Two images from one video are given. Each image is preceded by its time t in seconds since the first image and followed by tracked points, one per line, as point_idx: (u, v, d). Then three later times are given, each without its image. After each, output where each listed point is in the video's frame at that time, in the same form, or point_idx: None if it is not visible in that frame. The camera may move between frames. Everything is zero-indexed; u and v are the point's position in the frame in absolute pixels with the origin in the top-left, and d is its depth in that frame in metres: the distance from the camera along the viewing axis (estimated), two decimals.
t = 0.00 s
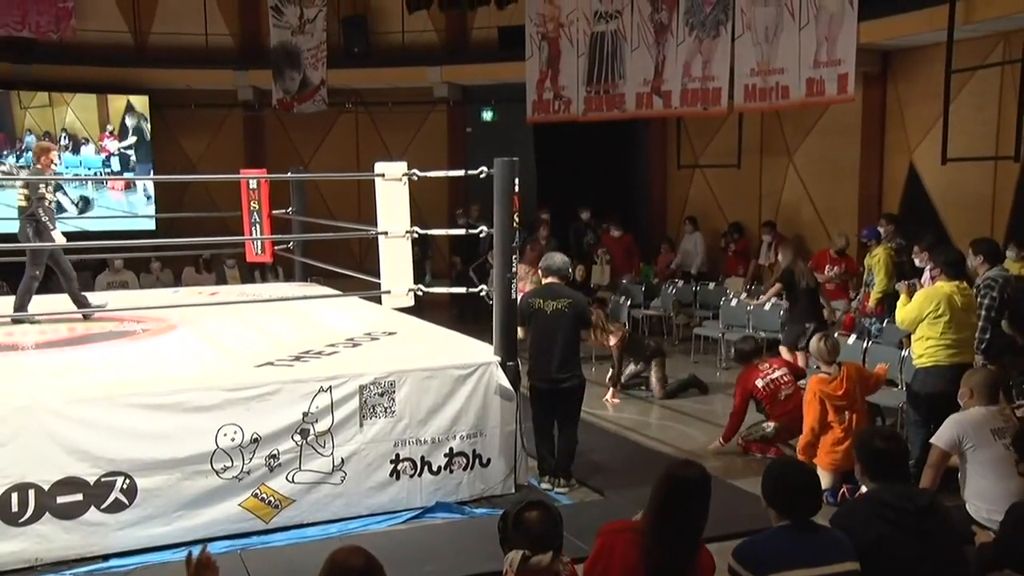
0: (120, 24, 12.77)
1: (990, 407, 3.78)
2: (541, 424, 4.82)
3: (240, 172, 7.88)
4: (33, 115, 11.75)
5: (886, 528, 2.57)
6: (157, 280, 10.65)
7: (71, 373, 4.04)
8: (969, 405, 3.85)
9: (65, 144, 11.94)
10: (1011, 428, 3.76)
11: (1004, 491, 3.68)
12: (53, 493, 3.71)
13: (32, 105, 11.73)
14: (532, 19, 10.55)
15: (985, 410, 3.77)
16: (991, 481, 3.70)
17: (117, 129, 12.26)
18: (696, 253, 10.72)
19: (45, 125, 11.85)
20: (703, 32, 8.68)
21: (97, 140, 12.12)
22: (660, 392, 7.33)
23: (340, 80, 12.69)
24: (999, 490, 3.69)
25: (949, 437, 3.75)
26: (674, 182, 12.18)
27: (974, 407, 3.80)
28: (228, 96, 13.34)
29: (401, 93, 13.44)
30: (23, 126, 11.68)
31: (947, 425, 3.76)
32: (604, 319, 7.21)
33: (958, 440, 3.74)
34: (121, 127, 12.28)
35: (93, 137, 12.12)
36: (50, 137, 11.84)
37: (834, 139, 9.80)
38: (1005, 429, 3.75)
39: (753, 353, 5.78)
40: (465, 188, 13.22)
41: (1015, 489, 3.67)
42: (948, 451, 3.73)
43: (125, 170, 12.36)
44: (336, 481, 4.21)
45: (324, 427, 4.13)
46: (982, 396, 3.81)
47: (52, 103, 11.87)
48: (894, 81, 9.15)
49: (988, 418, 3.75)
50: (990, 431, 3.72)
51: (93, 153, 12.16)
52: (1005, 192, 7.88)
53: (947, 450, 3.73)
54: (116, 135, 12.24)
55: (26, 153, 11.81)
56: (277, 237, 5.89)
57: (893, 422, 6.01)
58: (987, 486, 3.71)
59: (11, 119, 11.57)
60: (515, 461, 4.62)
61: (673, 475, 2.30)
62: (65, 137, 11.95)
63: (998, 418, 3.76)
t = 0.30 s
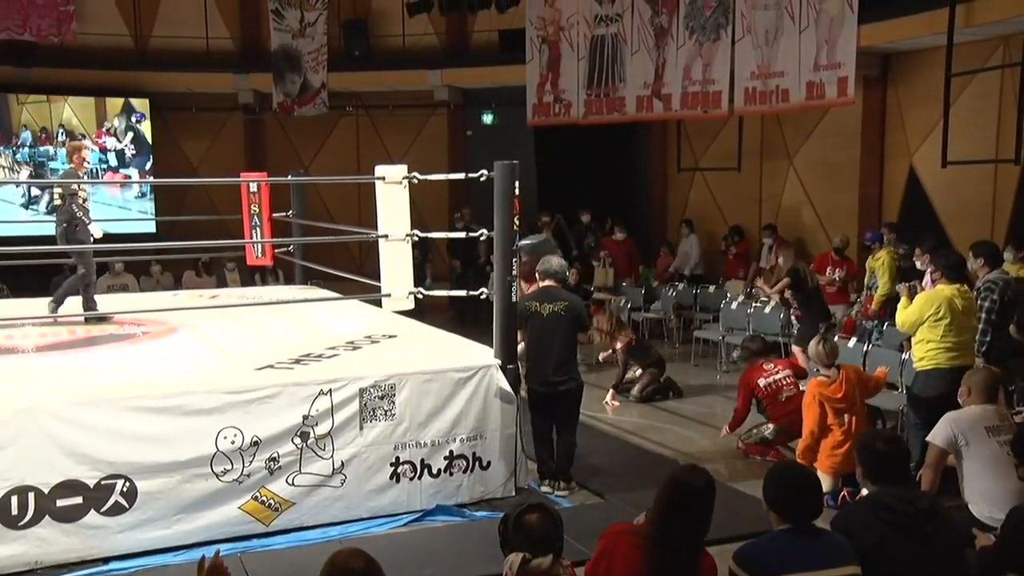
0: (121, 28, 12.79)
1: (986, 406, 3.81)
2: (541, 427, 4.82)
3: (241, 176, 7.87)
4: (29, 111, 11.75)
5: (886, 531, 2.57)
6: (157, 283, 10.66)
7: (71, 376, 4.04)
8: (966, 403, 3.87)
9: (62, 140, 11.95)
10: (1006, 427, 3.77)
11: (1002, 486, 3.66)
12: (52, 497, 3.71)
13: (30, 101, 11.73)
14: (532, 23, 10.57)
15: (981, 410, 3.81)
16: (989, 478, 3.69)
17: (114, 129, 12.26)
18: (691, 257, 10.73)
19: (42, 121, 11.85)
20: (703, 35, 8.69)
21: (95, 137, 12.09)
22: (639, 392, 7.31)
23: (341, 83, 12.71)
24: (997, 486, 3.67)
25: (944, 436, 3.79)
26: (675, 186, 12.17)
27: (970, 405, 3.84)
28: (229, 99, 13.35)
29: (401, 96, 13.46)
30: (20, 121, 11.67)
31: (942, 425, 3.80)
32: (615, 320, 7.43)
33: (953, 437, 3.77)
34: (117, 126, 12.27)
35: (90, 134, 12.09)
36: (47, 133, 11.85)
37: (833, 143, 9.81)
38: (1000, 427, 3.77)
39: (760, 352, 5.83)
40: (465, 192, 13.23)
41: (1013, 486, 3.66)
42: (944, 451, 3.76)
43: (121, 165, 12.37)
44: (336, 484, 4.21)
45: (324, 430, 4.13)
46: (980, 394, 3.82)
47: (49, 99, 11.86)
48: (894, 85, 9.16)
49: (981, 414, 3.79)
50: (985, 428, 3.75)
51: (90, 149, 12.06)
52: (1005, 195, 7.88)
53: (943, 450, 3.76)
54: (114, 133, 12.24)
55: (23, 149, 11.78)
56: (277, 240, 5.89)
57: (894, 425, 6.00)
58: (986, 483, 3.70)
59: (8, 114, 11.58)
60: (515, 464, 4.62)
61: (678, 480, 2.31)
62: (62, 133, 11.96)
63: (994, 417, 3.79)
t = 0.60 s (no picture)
0: (121, 30, 12.81)
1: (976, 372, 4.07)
2: (540, 430, 4.81)
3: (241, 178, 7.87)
4: (24, 111, 11.70)
5: (887, 534, 2.57)
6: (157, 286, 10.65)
7: (71, 379, 4.04)
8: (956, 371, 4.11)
9: (56, 140, 11.90)
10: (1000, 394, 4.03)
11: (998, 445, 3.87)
12: (52, 499, 3.71)
13: (25, 100, 11.69)
14: (532, 25, 10.58)
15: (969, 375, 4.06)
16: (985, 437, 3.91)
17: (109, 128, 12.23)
18: (681, 260, 10.74)
19: (37, 121, 11.80)
20: (703, 38, 8.70)
21: (90, 136, 12.10)
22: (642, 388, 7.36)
23: (341, 85, 12.70)
24: (991, 443, 3.89)
25: (935, 401, 4.06)
26: (675, 189, 12.17)
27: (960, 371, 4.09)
28: (229, 101, 13.35)
29: (402, 98, 13.46)
30: (14, 121, 11.62)
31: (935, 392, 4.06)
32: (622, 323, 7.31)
33: (944, 401, 4.03)
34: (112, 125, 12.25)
35: (85, 134, 12.09)
36: (42, 134, 11.79)
37: (832, 145, 9.82)
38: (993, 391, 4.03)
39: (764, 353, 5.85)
40: (465, 194, 13.23)
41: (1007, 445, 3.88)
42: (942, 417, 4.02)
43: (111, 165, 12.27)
44: (335, 486, 4.21)
45: (324, 433, 4.13)
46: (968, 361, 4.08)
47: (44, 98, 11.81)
48: (894, 87, 9.16)
49: (968, 377, 4.03)
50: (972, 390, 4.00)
51: (83, 149, 12.13)
52: (1006, 197, 7.88)
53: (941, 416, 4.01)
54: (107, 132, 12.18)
55: (18, 149, 11.72)
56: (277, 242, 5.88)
57: (894, 428, 6.00)
58: (981, 441, 3.91)
59: (3, 113, 11.54)
60: (515, 467, 4.62)
61: (674, 483, 2.30)
62: (57, 133, 11.92)
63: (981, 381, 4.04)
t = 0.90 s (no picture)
0: (122, 34, 12.81)
1: (969, 337, 4.07)
2: (540, 433, 4.81)
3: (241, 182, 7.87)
4: (26, 121, 11.76)
5: (889, 538, 2.57)
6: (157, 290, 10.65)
7: (72, 382, 4.04)
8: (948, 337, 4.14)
9: (56, 151, 11.96)
10: (993, 357, 4.02)
11: (981, 409, 3.90)
12: (52, 502, 3.70)
13: (25, 111, 11.75)
14: (532, 29, 10.60)
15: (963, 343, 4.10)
16: (970, 400, 3.95)
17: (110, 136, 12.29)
18: (681, 260, 10.77)
19: (38, 132, 11.88)
20: (703, 42, 8.71)
21: (91, 146, 12.16)
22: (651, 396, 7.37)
23: (341, 89, 12.71)
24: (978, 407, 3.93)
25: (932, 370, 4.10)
26: (676, 192, 12.19)
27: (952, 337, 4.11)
28: (230, 105, 13.36)
29: (402, 102, 13.48)
30: (14, 131, 11.67)
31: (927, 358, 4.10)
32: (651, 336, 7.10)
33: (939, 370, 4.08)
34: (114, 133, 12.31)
35: (86, 144, 12.14)
36: (43, 144, 11.88)
37: (832, 149, 9.83)
38: (984, 355, 4.02)
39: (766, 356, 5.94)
40: (465, 198, 13.24)
41: (991, 407, 3.90)
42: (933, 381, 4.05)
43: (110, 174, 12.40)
44: (336, 489, 4.20)
45: (325, 436, 4.12)
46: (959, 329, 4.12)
47: (46, 110, 11.88)
48: (894, 91, 9.17)
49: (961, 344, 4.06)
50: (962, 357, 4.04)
51: (85, 159, 12.16)
52: (1006, 200, 7.89)
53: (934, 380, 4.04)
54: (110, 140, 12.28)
55: (19, 159, 11.80)
56: (277, 245, 5.88)
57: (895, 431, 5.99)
58: (966, 404, 3.95)
59: (4, 122, 11.56)
60: (516, 470, 4.61)
61: (665, 484, 2.31)
62: (58, 142, 11.98)
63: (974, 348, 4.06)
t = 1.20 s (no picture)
0: (122, 35, 12.81)
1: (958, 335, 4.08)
2: (540, 435, 4.80)
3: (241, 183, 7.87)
4: (25, 125, 11.67)
5: (890, 540, 2.56)
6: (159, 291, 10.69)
7: (71, 384, 4.03)
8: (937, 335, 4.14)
9: (56, 153, 11.85)
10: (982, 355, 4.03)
11: (969, 408, 3.92)
12: (53, 504, 3.70)
13: (24, 115, 11.67)
14: (532, 30, 10.60)
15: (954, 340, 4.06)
16: (958, 399, 3.96)
17: (110, 140, 12.22)
18: (682, 262, 10.85)
19: (37, 135, 11.79)
20: (704, 43, 8.70)
21: (90, 151, 12.09)
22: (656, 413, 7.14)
23: (341, 90, 12.70)
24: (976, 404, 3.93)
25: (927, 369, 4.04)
26: (676, 193, 12.19)
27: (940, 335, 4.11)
28: (230, 106, 13.37)
29: (403, 103, 13.48)
30: (13, 134, 11.57)
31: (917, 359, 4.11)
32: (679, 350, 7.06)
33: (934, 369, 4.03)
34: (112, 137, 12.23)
35: (85, 148, 12.07)
36: (41, 148, 11.76)
37: (832, 150, 9.83)
38: (974, 353, 4.03)
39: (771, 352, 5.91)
40: (465, 199, 13.24)
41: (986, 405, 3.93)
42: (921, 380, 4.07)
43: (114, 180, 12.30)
44: (336, 491, 4.20)
45: (325, 437, 4.12)
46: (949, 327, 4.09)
47: (45, 113, 11.84)
48: (895, 92, 9.16)
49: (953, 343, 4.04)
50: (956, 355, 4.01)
51: (84, 163, 12.07)
52: (1006, 202, 7.89)
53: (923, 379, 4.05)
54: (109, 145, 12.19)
55: (17, 162, 11.63)
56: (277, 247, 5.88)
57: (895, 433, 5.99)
58: (954, 402, 3.97)
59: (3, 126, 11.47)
60: (517, 471, 4.61)
61: (650, 484, 2.30)
62: (57, 145, 11.89)
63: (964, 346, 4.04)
